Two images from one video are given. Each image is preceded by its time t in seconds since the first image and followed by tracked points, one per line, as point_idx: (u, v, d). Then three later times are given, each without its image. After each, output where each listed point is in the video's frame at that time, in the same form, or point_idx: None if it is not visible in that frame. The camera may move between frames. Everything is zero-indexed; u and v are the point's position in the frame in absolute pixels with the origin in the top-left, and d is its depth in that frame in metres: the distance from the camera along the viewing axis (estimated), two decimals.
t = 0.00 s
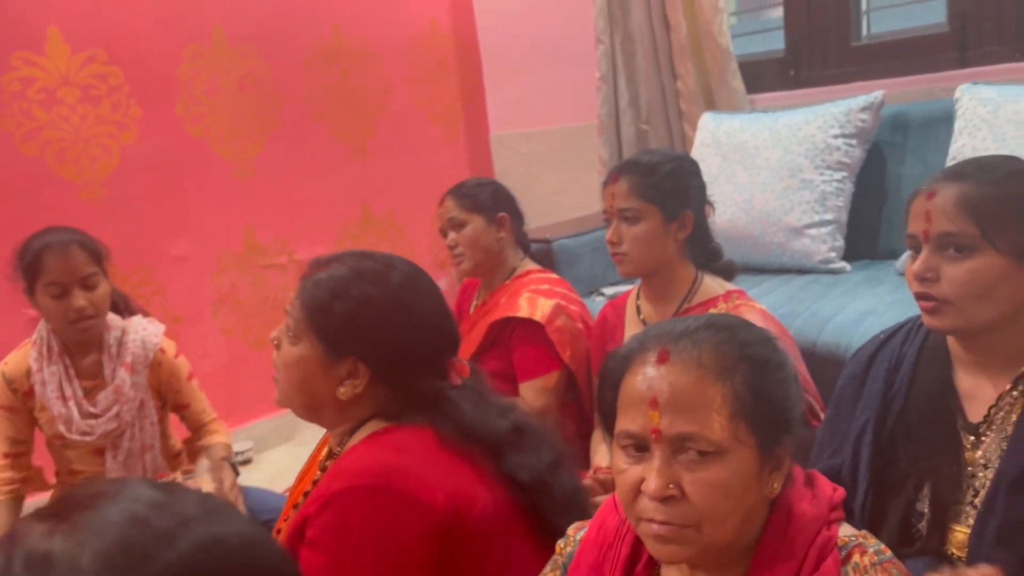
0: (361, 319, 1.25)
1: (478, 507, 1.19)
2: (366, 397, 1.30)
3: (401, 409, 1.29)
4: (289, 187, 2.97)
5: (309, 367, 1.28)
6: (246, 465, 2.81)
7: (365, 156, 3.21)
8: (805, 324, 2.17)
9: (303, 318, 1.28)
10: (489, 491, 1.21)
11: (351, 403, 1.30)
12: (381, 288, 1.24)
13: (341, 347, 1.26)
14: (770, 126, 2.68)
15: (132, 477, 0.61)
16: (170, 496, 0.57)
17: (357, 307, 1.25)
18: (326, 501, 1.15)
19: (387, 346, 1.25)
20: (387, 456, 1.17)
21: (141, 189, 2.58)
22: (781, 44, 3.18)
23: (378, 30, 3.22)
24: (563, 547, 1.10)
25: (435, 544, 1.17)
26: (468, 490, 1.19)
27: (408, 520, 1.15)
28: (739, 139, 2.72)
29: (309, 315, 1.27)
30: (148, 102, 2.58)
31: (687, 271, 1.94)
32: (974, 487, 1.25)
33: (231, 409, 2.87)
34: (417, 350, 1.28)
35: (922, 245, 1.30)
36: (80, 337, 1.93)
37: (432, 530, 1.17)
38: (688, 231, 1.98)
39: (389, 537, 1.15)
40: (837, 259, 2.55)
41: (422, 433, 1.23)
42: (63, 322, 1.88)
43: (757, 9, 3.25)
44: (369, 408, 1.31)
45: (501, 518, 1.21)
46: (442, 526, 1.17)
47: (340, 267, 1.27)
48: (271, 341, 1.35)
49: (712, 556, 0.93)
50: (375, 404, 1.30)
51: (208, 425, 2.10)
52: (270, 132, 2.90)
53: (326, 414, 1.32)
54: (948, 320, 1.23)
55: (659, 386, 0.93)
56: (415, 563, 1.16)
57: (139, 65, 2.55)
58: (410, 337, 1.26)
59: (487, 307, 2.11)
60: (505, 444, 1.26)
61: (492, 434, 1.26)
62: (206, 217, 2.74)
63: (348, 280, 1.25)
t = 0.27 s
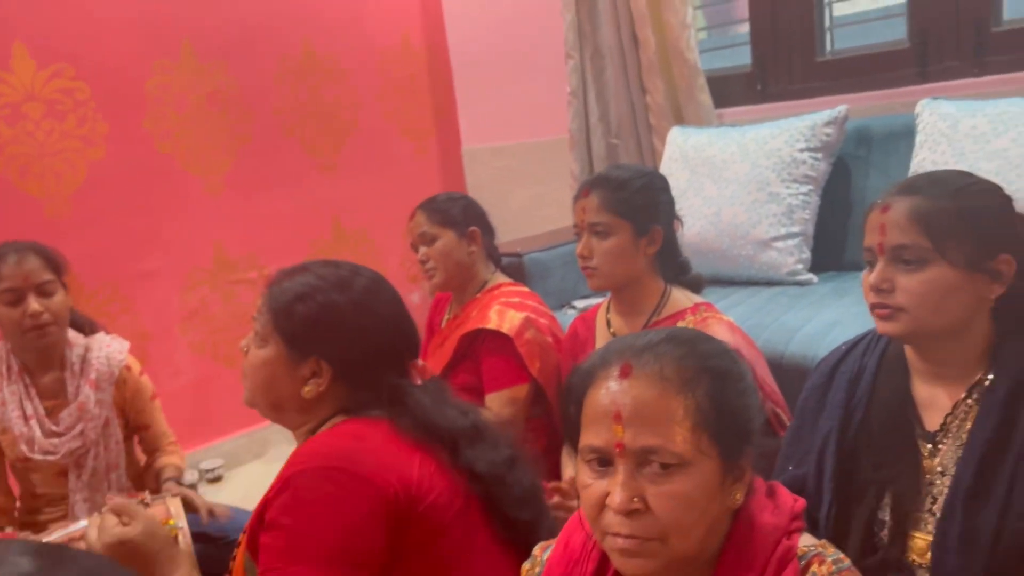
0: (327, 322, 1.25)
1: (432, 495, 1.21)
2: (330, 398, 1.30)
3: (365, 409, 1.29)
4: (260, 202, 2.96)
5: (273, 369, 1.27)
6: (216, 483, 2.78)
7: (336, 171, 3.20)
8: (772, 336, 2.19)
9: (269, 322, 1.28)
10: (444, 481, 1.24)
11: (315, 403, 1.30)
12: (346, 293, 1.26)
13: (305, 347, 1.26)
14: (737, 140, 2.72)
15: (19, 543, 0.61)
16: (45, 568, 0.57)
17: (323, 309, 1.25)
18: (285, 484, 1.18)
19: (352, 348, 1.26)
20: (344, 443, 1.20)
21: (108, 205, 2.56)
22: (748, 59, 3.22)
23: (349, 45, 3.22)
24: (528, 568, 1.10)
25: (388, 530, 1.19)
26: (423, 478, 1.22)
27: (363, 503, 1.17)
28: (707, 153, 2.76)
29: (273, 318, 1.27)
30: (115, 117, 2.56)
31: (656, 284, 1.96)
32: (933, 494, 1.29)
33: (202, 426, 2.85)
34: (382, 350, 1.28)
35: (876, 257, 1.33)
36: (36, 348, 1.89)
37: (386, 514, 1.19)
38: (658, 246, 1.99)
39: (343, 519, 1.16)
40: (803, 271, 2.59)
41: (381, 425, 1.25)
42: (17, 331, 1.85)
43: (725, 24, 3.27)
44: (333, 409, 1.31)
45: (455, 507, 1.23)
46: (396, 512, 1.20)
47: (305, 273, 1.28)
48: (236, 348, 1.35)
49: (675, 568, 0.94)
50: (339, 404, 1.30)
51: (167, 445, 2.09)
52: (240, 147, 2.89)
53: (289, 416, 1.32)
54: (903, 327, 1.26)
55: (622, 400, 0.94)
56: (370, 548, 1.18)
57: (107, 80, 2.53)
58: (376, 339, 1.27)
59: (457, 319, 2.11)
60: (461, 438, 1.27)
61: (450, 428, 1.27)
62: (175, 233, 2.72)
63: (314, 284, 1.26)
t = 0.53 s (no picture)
0: (321, 329, 1.27)
1: (425, 503, 1.23)
2: (324, 405, 1.31)
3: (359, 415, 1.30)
4: (252, 211, 2.97)
5: (266, 376, 1.29)
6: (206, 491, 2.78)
7: (328, 181, 3.22)
8: (760, 343, 2.21)
9: (263, 329, 1.29)
10: (437, 489, 1.25)
11: (309, 410, 1.30)
12: (340, 300, 1.27)
13: (298, 355, 1.27)
14: (726, 150, 2.75)
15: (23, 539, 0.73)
16: (45, 564, 0.69)
17: (316, 317, 1.27)
18: (277, 495, 1.19)
19: (347, 353, 1.27)
20: (337, 453, 1.20)
21: (100, 213, 2.57)
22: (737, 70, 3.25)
23: (340, 55, 3.24)
24: (516, 568, 1.13)
25: (381, 537, 1.21)
26: (416, 486, 1.23)
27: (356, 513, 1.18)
28: (697, 163, 2.78)
29: (267, 326, 1.28)
30: (107, 126, 2.57)
31: (644, 292, 1.98)
32: (916, 499, 1.31)
33: (194, 434, 2.85)
34: (375, 358, 1.30)
35: (860, 262, 1.35)
36: (23, 364, 1.89)
37: (379, 522, 1.20)
38: (646, 254, 2.01)
39: (336, 530, 1.18)
40: (791, 280, 2.61)
41: (370, 434, 1.25)
42: (5, 345, 1.86)
43: (715, 35, 3.29)
44: (326, 416, 1.31)
45: (448, 513, 1.24)
46: (390, 520, 1.21)
47: (299, 281, 1.29)
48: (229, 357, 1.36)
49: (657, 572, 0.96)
50: (333, 412, 1.31)
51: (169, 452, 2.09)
52: (232, 156, 2.90)
53: (284, 424, 1.33)
54: (884, 330, 1.28)
55: (603, 407, 0.96)
56: (363, 554, 1.20)
57: (98, 89, 2.55)
58: (370, 344, 1.28)
59: (448, 327, 2.13)
60: (453, 445, 1.29)
61: (443, 433, 1.29)
62: (166, 241, 2.73)
63: (308, 292, 1.27)
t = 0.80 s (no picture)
0: (339, 338, 1.28)
1: (449, 527, 1.22)
2: (341, 418, 1.33)
3: (376, 429, 1.32)
4: (266, 214, 3.00)
5: (284, 384, 1.31)
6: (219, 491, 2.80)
7: (342, 184, 3.24)
8: (770, 350, 2.22)
9: (282, 336, 1.31)
10: (459, 514, 1.24)
11: (327, 421, 1.33)
12: (362, 307, 1.28)
13: (317, 366, 1.29)
14: (740, 158, 2.75)
15: (110, 498, 0.73)
16: (135, 521, 0.69)
17: (335, 326, 1.28)
18: (300, 526, 1.19)
19: (364, 362, 1.28)
20: (359, 480, 1.21)
21: (117, 215, 2.60)
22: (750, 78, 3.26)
23: (356, 61, 3.27)
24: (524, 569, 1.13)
25: (405, 564, 1.20)
26: (439, 512, 1.23)
27: (379, 539, 1.18)
28: (709, 169, 2.79)
29: (286, 332, 1.30)
30: (124, 129, 2.60)
31: (655, 296, 1.99)
32: (928, 506, 1.31)
33: (207, 434, 2.88)
34: (392, 369, 1.30)
35: (876, 268, 1.36)
36: (41, 354, 1.93)
37: (403, 551, 1.20)
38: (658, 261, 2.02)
39: (359, 558, 1.18)
40: (803, 287, 2.61)
41: (394, 458, 1.26)
42: (25, 335, 1.89)
43: (729, 43, 3.30)
44: (344, 426, 1.34)
45: (471, 539, 1.24)
46: (414, 546, 1.20)
47: (320, 287, 1.31)
48: (248, 361, 1.39)
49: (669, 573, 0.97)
50: (350, 425, 1.33)
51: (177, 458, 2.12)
52: (247, 160, 2.93)
53: (302, 432, 1.35)
54: (897, 335, 1.29)
55: (616, 408, 0.97)
56: None
57: (116, 93, 2.58)
58: (388, 355, 1.29)
59: (460, 330, 2.14)
60: (475, 464, 1.31)
61: (464, 455, 1.31)
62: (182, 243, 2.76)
63: (328, 300, 1.28)
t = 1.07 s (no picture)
0: (365, 348, 1.28)
1: (487, 546, 1.22)
2: (370, 430, 1.33)
3: (406, 442, 1.32)
4: (302, 211, 3.02)
5: (312, 395, 1.31)
6: (252, 483, 2.84)
7: (377, 182, 3.26)
8: (807, 353, 2.19)
9: (309, 347, 1.31)
10: (497, 533, 1.24)
11: (357, 434, 1.33)
12: (388, 316, 1.28)
13: (346, 378, 1.29)
14: (779, 158, 2.71)
15: (139, 488, 0.69)
16: (169, 510, 0.65)
17: (361, 337, 1.28)
18: (341, 549, 1.19)
19: (391, 372, 1.28)
20: (400, 501, 1.21)
21: (157, 210, 2.64)
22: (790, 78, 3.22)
23: (392, 59, 3.28)
24: (561, 563, 1.11)
25: None
26: (479, 530, 1.22)
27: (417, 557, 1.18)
28: (746, 169, 2.75)
29: (312, 343, 1.30)
30: (164, 124, 2.64)
31: (691, 297, 1.97)
32: (972, 515, 1.28)
33: (242, 428, 2.91)
34: (420, 380, 1.30)
35: (924, 271, 1.33)
36: (86, 344, 1.96)
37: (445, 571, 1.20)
38: (694, 261, 2.01)
39: None
40: (841, 290, 2.57)
41: (429, 474, 1.27)
42: (70, 325, 1.93)
43: (768, 42, 3.26)
44: (374, 437, 1.34)
45: (509, 556, 1.24)
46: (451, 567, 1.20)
47: (344, 295, 1.31)
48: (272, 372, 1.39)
49: None
50: (380, 437, 1.34)
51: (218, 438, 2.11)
52: (285, 156, 2.96)
53: (331, 443, 1.35)
54: (943, 341, 1.26)
55: (656, 410, 0.96)
56: None
57: (157, 89, 2.61)
58: (415, 364, 1.29)
59: (492, 330, 2.14)
60: (510, 479, 1.30)
61: (498, 468, 1.30)
62: (220, 239, 2.79)
63: (353, 312, 1.28)
